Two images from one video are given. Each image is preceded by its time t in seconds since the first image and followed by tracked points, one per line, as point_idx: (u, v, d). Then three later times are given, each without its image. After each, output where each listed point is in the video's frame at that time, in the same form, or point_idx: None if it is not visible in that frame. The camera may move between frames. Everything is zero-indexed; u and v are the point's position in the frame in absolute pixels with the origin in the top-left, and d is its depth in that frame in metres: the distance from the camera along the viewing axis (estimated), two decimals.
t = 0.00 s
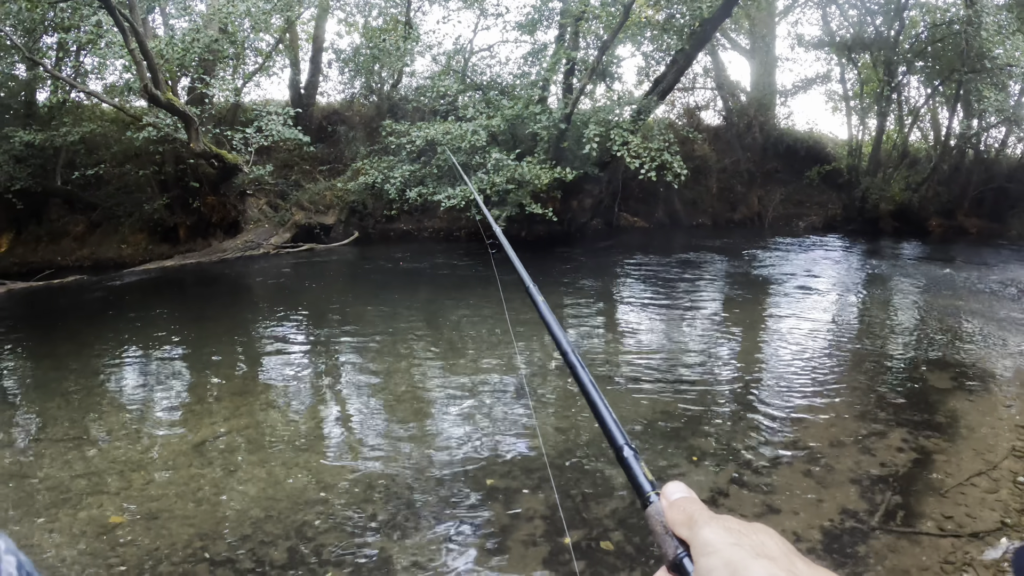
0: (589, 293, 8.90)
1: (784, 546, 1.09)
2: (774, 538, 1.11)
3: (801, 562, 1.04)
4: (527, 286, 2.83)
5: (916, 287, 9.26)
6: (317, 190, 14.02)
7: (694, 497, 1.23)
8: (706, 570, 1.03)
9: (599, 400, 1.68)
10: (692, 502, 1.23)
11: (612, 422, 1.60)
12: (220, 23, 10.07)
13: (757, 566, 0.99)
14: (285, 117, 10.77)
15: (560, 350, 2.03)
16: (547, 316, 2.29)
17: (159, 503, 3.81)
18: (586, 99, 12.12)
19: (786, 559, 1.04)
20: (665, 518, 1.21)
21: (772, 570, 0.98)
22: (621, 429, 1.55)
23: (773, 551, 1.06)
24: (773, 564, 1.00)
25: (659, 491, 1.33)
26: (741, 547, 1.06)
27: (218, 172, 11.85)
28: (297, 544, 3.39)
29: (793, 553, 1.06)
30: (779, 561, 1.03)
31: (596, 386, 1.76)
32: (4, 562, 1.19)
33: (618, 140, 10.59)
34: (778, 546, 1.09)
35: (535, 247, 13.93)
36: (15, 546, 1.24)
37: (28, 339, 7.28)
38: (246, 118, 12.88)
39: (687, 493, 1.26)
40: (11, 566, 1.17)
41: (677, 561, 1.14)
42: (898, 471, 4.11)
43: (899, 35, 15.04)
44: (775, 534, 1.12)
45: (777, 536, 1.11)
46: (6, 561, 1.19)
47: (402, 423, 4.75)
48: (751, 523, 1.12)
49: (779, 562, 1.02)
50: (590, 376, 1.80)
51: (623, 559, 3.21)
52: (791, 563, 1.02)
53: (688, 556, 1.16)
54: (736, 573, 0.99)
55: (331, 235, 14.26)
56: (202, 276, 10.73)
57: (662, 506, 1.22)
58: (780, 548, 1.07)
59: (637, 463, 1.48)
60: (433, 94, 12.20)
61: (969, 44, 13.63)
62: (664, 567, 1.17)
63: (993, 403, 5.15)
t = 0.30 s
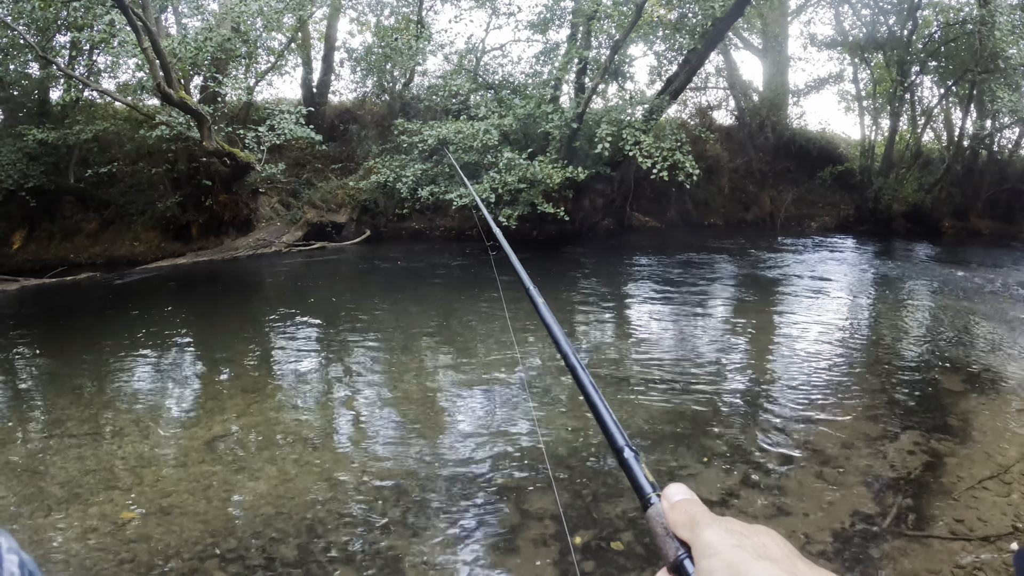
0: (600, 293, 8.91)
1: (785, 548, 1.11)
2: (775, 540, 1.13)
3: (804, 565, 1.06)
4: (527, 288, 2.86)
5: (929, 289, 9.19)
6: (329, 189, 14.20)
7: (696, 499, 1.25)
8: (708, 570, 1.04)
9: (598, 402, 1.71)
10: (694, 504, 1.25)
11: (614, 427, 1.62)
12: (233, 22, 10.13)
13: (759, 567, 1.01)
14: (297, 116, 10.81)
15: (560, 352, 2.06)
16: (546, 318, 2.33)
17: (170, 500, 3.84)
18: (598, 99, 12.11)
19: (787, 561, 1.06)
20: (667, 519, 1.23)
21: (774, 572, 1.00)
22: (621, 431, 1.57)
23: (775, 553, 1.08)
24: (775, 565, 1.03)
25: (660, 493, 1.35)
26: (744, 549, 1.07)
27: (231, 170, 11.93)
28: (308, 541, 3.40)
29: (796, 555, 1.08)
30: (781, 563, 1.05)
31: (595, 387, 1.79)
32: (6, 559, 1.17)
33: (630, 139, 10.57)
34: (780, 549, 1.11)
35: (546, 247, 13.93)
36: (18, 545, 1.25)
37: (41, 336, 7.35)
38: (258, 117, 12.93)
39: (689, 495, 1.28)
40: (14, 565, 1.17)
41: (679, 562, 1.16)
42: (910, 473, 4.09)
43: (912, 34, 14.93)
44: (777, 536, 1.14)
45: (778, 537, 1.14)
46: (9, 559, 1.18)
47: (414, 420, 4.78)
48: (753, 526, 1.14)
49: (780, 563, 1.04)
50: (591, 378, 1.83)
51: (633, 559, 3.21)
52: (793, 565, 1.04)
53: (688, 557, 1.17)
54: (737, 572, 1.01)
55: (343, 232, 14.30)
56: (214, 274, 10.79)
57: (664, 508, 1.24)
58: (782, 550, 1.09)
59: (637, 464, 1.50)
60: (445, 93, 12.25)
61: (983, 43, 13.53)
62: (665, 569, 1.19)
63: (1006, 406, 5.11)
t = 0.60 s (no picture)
0: (611, 294, 8.92)
1: (786, 549, 1.11)
2: (776, 541, 1.13)
3: (805, 567, 1.06)
4: (525, 288, 2.87)
5: (942, 292, 9.11)
6: (339, 189, 14.25)
7: (695, 501, 1.24)
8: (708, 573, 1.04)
9: (597, 402, 1.71)
10: (693, 505, 1.24)
11: (616, 431, 1.61)
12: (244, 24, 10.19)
13: (760, 569, 1.00)
14: (308, 116, 10.86)
15: (558, 353, 2.07)
16: (544, 319, 2.34)
17: (179, 498, 3.86)
18: (608, 100, 12.14)
19: (787, 563, 1.05)
20: (666, 521, 1.23)
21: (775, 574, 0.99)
22: (621, 432, 1.56)
23: (776, 555, 1.08)
24: (776, 568, 1.02)
25: (659, 495, 1.35)
26: (744, 551, 1.07)
27: (242, 170, 12.00)
28: (317, 541, 3.41)
29: (796, 557, 1.08)
30: (781, 565, 1.04)
31: (595, 389, 1.79)
32: (5, 560, 0.85)
33: (640, 140, 10.56)
34: (779, 550, 1.11)
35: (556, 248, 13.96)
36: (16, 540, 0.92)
37: (53, 335, 7.41)
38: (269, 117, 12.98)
39: (688, 496, 1.28)
40: (16, 565, 0.84)
41: (678, 565, 1.15)
42: (920, 477, 4.06)
43: (924, 35, 14.84)
44: (777, 537, 1.13)
45: (778, 538, 1.13)
46: (6, 558, 0.85)
47: (422, 421, 4.79)
48: (753, 527, 1.14)
49: (780, 566, 1.04)
50: (590, 379, 1.84)
51: (643, 561, 3.20)
52: (794, 567, 1.04)
53: (688, 560, 1.16)
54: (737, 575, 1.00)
55: (353, 233, 14.40)
56: (224, 274, 10.84)
57: (664, 509, 1.23)
58: (783, 552, 1.08)
59: (636, 464, 1.50)
60: (456, 95, 12.43)
61: (995, 44, 13.43)
62: (664, 572, 1.18)
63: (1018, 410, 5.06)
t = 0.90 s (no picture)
0: (624, 294, 8.92)
1: (787, 548, 1.12)
2: (779, 542, 1.14)
3: (807, 566, 1.07)
4: (526, 286, 2.87)
5: (959, 294, 9.02)
6: (354, 188, 14.31)
7: (697, 500, 1.25)
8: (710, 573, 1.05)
9: (597, 400, 1.72)
10: (694, 504, 1.25)
11: (618, 431, 1.60)
12: (259, 23, 10.27)
13: (762, 568, 1.01)
14: (323, 115, 10.91)
15: (561, 351, 2.07)
16: (546, 316, 2.35)
17: (192, 494, 3.89)
18: (623, 99, 12.12)
19: (789, 562, 1.06)
20: (668, 520, 1.24)
21: None
22: (622, 431, 1.56)
23: (778, 554, 1.08)
24: (777, 567, 1.03)
25: (660, 493, 1.36)
26: (747, 550, 1.07)
27: (257, 169, 12.09)
28: (331, 538, 3.43)
29: (798, 556, 1.09)
30: (783, 564, 1.05)
31: (597, 388, 1.80)
32: (7, 559, 0.85)
33: (655, 140, 10.54)
34: (781, 549, 1.12)
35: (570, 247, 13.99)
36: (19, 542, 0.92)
37: (69, 331, 7.49)
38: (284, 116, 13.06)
39: (689, 495, 1.29)
40: (18, 564, 0.86)
41: (679, 563, 1.15)
42: (935, 480, 4.02)
43: (940, 34, 14.72)
44: (780, 538, 1.14)
45: (780, 538, 1.14)
46: (7, 557, 0.86)
47: (436, 419, 4.81)
48: (755, 526, 1.14)
49: (783, 565, 1.04)
50: (591, 377, 1.84)
51: (656, 561, 3.20)
52: (796, 567, 1.05)
53: (689, 558, 1.16)
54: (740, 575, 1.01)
55: (368, 232, 14.41)
56: (238, 272, 10.92)
57: (665, 508, 1.24)
58: (785, 552, 1.09)
59: (637, 463, 1.50)
60: (470, 94, 12.48)
61: (1012, 44, 13.29)
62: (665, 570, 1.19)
63: None
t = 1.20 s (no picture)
0: (639, 295, 8.93)
1: (788, 545, 1.11)
2: (780, 539, 1.13)
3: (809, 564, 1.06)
4: (529, 284, 2.86)
5: (976, 297, 8.93)
6: (369, 188, 14.18)
7: (698, 498, 1.24)
8: (710, 570, 1.04)
9: (599, 399, 1.73)
10: (695, 502, 1.24)
11: (618, 427, 1.62)
12: (275, 23, 10.34)
13: (763, 566, 1.00)
14: (338, 115, 10.97)
15: (563, 349, 2.08)
16: (547, 315, 2.36)
17: (206, 493, 3.92)
18: (638, 100, 12.10)
19: (791, 559, 1.05)
20: (670, 518, 1.23)
21: (779, 572, 1.00)
22: (623, 430, 1.57)
23: (779, 551, 1.08)
24: (779, 564, 1.02)
25: (660, 491, 1.36)
26: (747, 548, 1.07)
27: (273, 168, 12.17)
28: (345, 538, 3.45)
29: (798, 552, 1.08)
30: (785, 562, 1.04)
31: (599, 386, 1.80)
32: (9, 558, 1.10)
33: (671, 141, 10.52)
34: (782, 546, 1.11)
35: (585, 248, 14.02)
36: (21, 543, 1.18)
37: (85, 328, 7.59)
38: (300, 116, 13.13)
39: (690, 492, 1.28)
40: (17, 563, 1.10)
41: (680, 562, 1.15)
42: (951, 486, 3.98)
43: (957, 35, 14.59)
44: (781, 535, 1.13)
45: (781, 535, 1.13)
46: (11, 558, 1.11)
47: (452, 418, 4.85)
48: (756, 524, 1.14)
49: (784, 561, 1.04)
50: (591, 376, 1.84)
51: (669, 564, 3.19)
52: (798, 564, 1.04)
53: (690, 557, 1.16)
54: (739, 573, 1.01)
55: (383, 232, 14.47)
56: (253, 271, 11.00)
57: (666, 506, 1.24)
58: (786, 549, 1.08)
59: (638, 461, 1.51)
60: (485, 94, 12.52)
61: None
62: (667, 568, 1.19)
63: None
